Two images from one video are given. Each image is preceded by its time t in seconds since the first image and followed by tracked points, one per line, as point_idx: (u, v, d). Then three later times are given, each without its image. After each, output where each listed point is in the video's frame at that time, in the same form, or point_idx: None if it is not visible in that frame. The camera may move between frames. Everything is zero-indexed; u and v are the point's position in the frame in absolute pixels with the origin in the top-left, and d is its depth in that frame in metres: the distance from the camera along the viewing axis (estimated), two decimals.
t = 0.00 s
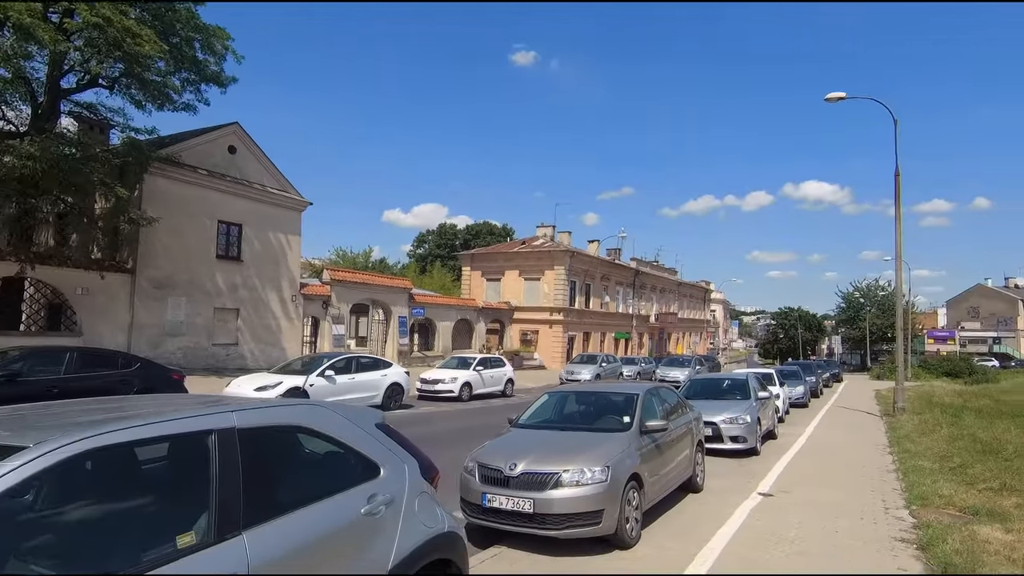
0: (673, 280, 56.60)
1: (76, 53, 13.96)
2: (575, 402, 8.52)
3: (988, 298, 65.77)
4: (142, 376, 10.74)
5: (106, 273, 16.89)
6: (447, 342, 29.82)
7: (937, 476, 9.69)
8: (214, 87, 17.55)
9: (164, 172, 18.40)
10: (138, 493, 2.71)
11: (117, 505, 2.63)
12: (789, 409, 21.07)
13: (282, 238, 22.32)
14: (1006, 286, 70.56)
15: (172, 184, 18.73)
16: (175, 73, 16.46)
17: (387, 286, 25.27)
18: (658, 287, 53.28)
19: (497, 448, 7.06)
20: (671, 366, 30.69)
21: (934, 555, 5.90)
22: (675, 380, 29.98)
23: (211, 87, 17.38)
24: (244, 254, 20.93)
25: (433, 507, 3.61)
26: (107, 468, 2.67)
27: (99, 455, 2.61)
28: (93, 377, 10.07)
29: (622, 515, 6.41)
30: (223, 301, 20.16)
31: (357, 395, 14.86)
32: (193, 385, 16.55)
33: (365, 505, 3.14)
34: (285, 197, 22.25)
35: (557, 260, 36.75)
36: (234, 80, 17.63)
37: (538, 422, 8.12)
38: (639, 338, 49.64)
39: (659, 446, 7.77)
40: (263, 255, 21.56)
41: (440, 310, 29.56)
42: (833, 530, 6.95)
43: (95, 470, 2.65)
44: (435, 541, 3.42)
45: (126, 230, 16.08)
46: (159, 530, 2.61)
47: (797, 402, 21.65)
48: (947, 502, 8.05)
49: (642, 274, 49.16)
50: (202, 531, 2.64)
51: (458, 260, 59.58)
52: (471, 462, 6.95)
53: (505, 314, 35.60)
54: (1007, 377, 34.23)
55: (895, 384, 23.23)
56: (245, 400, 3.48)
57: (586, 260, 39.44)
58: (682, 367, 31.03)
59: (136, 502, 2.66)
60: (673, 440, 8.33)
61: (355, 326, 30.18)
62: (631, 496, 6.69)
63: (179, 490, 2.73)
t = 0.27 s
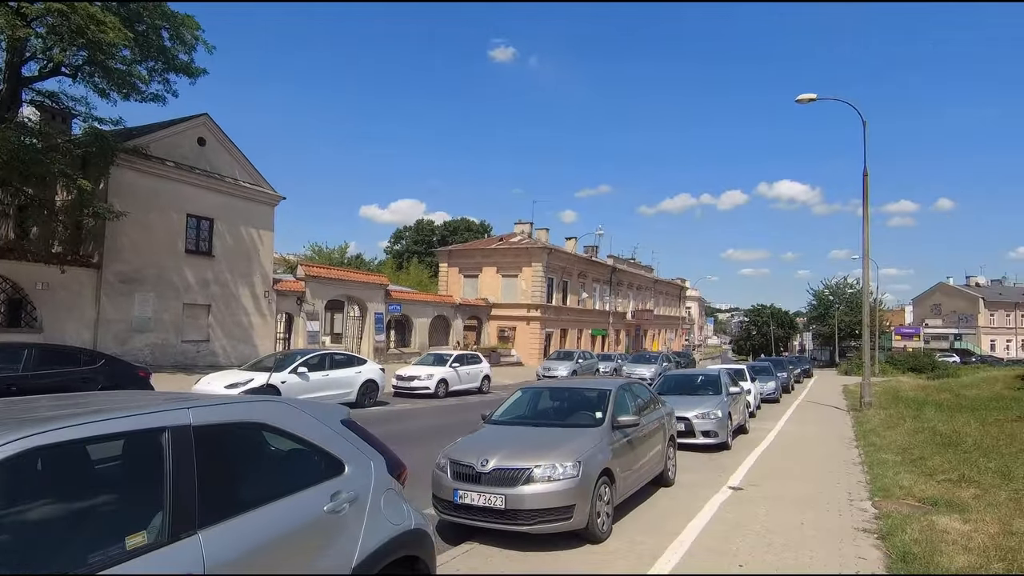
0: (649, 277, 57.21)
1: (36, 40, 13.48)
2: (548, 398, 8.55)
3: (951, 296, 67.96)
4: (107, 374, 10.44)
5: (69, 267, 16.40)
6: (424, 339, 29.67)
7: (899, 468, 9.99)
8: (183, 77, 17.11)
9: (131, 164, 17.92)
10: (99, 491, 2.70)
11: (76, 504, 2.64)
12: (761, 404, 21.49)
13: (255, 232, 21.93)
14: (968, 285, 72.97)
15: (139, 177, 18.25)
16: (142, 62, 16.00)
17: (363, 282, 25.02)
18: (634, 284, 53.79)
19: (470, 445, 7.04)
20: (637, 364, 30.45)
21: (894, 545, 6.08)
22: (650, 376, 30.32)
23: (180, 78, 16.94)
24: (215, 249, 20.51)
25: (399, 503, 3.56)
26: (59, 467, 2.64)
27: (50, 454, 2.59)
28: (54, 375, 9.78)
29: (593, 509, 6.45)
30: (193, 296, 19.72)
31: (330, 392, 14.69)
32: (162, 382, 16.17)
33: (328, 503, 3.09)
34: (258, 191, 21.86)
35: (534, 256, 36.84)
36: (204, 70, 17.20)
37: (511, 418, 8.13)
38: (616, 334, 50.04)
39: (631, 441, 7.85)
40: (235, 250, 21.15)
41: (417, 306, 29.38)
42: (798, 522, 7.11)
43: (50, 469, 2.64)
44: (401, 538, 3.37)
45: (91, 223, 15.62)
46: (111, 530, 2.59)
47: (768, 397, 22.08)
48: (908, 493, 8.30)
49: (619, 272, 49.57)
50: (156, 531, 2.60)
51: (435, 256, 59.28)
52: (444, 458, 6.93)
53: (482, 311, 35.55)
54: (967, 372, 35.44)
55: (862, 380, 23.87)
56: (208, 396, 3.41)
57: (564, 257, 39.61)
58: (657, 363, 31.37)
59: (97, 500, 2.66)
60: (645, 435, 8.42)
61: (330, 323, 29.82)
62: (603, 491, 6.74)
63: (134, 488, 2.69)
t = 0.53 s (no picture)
0: (626, 273, 57.70)
1: None
2: (524, 393, 8.56)
3: (915, 293, 70.10)
4: (69, 371, 10.13)
5: (29, 261, 15.84)
6: (400, 335, 29.47)
7: (864, 460, 10.28)
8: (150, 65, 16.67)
9: (95, 154, 17.35)
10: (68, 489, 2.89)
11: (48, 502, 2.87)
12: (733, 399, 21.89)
13: (226, 227, 21.48)
14: (932, 283, 75.31)
15: (104, 168, 17.69)
16: (106, 49, 15.52)
17: (338, 278, 24.73)
18: (611, 281, 54.23)
19: (443, 441, 7.02)
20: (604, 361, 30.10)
21: (858, 535, 6.25)
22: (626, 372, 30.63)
23: (146, 67, 16.48)
24: (184, 244, 20.03)
25: (369, 499, 3.51)
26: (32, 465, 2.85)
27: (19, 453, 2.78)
28: (12, 372, 9.45)
29: (566, 504, 6.48)
30: (162, 292, 19.23)
31: (304, 389, 14.49)
32: (128, 380, 15.75)
33: (294, 500, 3.03)
34: (229, 184, 21.40)
35: (512, 253, 36.84)
36: (172, 59, 16.76)
37: (486, 414, 8.12)
38: (592, 331, 50.41)
39: (605, 436, 7.91)
40: (205, 245, 20.68)
41: (393, 302, 29.16)
42: (767, 513, 7.27)
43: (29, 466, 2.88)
44: (371, 535, 3.31)
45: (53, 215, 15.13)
46: (69, 529, 2.74)
47: (740, 392, 22.49)
48: (871, 484, 8.54)
49: (596, 268, 49.93)
50: (111, 533, 2.60)
51: (412, 252, 58.84)
52: (417, 455, 6.89)
53: (459, 307, 35.47)
54: (930, 367, 36.60)
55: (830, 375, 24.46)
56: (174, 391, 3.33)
57: (541, 254, 39.70)
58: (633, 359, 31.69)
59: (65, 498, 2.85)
60: (619, 430, 8.50)
61: (304, 319, 29.39)
62: (576, 486, 6.78)
63: (89, 487, 2.80)
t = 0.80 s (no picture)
0: (601, 270, 58.16)
1: None
2: (499, 388, 8.57)
3: (880, 290, 72.22)
4: (27, 368, 9.77)
5: None
6: (375, 331, 29.19)
7: (829, 451, 10.58)
8: (114, 52, 16.09)
9: (55, 143, 16.75)
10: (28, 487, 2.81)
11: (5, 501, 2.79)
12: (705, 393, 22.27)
13: (194, 220, 20.96)
14: (895, 280, 77.72)
15: (64, 157, 17.08)
16: (66, 34, 14.94)
17: (311, 273, 24.37)
18: (586, 277, 54.59)
19: (417, 436, 6.99)
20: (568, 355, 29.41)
21: (823, 523, 6.43)
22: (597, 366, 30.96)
23: (109, 53, 15.91)
24: (150, 237, 19.49)
25: (341, 495, 3.46)
26: None
27: None
28: None
29: (540, 498, 6.51)
30: (127, 286, 18.68)
31: (276, 385, 14.25)
32: (91, 376, 15.28)
33: (263, 497, 2.97)
34: (197, 175, 20.86)
35: (488, 248, 36.80)
36: (137, 46, 16.20)
37: (461, 409, 8.11)
38: (568, 326, 50.71)
39: (579, 431, 7.97)
40: (173, 238, 20.15)
41: (368, 297, 28.86)
42: (736, 504, 7.42)
43: None
44: (342, 531, 3.27)
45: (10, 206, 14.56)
46: (28, 529, 2.68)
47: (712, 386, 22.89)
48: (836, 475, 8.80)
49: (571, 264, 50.19)
50: (70, 533, 2.55)
51: (387, 247, 58.31)
52: (391, 450, 6.85)
53: (435, 303, 35.29)
54: (893, 361, 37.81)
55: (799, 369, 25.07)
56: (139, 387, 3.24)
57: (517, 249, 39.72)
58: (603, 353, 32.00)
59: (23, 497, 2.78)
60: (593, 424, 8.57)
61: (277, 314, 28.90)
62: (550, 480, 6.81)
63: (48, 486, 2.74)
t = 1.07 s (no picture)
0: (574, 267, 58.58)
1: None
2: (472, 385, 8.55)
3: (842, 287, 74.55)
4: None
5: None
6: (346, 327, 28.81)
7: (794, 444, 10.89)
8: (72, 38, 15.47)
9: (7, 131, 16.04)
10: None
11: None
12: (675, 388, 22.63)
13: (158, 212, 20.34)
14: (857, 278, 80.33)
15: (18, 146, 16.37)
16: (21, 18, 14.30)
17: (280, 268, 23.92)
18: (560, 273, 54.90)
19: (391, 433, 6.93)
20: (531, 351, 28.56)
21: (788, 514, 6.62)
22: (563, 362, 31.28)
23: (67, 39, 15.29)
24: (111, 230, 18.83)
25: (313, 494, 3.40)
26: None
27: None
28: None
29: (514, 493, 6.53)
30: (86, 281, 18.02)
31: (244, 382, 13.95)
32: (48, 374, 14.70)
33: (233, 496, 2.91)
34: (160, 167, 20.22)
35: (461, 244, 36.67)
36: (97, 32, 15.60)
37: (434, 406, 8.07)
38: (541, 323, 50.93)
39: (553, 427, 8.01)
40: (135, 231, 19.50)
41: (339, 293, 28.46)
42: (705, 496, 7.58)
43: None
44: (314, 530, 3.22)
45: None
46: None
47: (682, 381, 23.30)
48: (801, 467, 9.06)
49: (545, 261, 50.38)
50: (31, 536, 2.47)
51: (359, 242, 57.56)
52: (364, 448, 6.78)
53: (408, 299, 35.01)
54: (854, 356, 39.11)
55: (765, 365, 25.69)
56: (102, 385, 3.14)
57: (491, 246, 39.68)
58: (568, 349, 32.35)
59: None
60: (566, 420, 8.63)
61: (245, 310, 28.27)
62: (524, 475, 6.84)
63: (7, 489, 2.65)
